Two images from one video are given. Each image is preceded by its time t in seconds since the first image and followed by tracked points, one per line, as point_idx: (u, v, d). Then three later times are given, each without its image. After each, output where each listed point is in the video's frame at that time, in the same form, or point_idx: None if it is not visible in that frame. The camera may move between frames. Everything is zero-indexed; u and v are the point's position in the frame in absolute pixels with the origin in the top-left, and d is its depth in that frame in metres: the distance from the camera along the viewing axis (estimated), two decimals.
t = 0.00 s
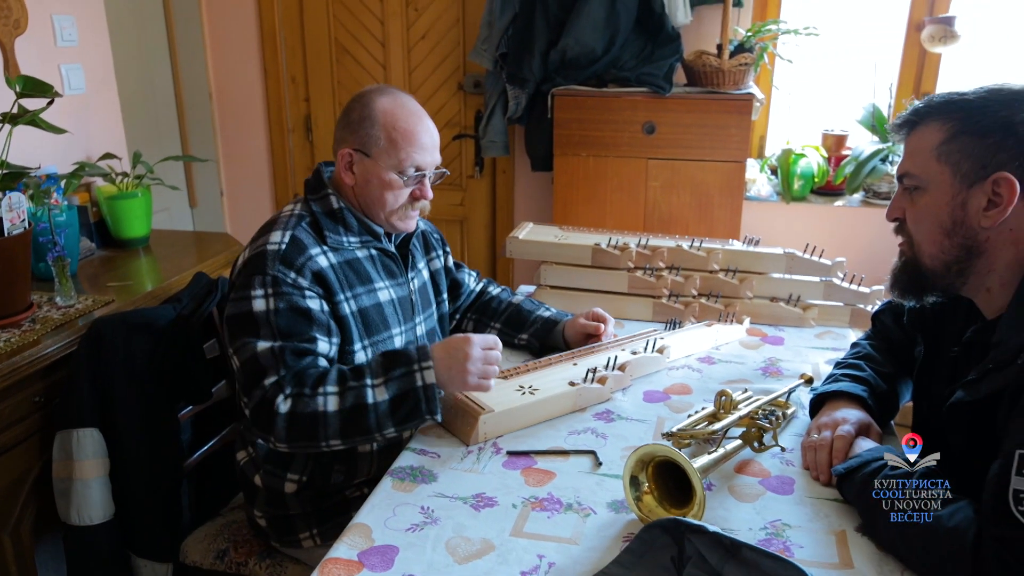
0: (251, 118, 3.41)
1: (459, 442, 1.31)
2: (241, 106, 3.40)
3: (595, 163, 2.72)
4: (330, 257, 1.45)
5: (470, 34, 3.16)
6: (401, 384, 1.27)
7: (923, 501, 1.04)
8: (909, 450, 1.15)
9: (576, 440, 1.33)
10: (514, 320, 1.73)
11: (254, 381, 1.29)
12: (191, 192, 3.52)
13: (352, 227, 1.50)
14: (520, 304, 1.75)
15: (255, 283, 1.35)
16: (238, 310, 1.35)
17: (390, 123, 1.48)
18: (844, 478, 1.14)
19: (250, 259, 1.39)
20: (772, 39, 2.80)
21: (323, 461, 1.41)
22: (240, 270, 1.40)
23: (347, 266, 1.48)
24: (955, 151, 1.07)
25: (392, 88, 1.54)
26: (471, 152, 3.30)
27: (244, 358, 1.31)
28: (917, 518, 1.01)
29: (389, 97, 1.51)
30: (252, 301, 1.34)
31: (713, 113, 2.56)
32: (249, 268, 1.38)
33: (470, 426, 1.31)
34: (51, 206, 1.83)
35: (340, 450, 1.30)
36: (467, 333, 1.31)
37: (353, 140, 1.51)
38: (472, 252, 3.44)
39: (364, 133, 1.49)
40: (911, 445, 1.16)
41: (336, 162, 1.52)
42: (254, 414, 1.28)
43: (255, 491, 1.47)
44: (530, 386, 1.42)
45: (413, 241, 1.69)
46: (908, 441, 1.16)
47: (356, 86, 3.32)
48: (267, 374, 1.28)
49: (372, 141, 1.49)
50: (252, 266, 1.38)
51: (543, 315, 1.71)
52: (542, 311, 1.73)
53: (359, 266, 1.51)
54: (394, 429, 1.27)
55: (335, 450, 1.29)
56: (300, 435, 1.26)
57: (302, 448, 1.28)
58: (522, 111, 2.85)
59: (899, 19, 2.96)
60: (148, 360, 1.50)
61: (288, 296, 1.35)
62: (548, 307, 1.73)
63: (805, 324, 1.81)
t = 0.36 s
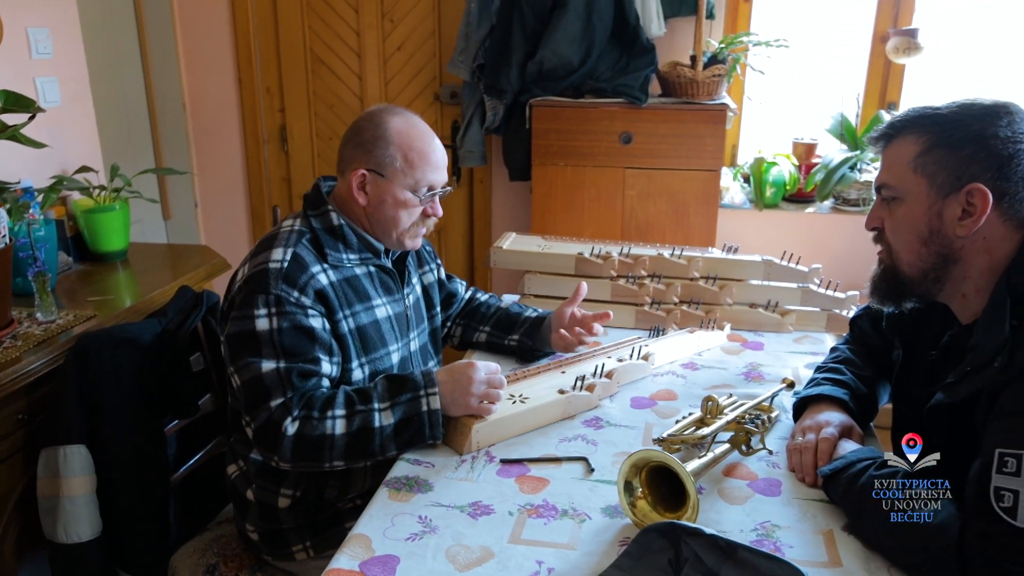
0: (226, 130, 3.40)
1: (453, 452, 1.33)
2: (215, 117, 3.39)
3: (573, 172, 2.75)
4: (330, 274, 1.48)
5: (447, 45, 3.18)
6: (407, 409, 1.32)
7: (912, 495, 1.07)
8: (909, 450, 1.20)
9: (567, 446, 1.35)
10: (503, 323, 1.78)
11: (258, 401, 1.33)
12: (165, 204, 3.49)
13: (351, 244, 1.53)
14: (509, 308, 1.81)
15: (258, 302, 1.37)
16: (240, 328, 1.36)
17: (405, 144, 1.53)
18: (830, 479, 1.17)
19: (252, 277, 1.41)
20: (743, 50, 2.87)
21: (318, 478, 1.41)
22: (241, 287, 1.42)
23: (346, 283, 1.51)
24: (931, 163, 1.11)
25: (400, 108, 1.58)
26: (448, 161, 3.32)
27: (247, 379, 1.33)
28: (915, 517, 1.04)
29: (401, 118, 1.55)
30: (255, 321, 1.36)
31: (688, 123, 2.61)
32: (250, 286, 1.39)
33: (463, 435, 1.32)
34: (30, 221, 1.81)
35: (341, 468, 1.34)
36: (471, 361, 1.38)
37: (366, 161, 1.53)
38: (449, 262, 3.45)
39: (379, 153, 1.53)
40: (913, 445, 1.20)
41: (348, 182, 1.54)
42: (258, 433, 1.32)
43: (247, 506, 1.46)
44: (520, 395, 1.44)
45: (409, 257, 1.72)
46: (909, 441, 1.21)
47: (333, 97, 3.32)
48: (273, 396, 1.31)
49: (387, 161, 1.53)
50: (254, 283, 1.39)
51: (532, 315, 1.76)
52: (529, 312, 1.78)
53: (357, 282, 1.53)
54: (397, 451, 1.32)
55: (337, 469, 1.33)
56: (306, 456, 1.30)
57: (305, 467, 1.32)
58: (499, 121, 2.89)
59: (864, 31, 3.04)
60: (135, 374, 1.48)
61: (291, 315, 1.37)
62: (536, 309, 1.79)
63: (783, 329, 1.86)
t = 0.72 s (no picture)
0: (183, 131, 3.35)
1: (432, 447, 1.33)
2: (171, 117, 3.33)
3: (537, 170, 2.77)
4: (307, 273, 1.48)
5: (408, 44, 3.18)
6: (387, 406, 1.32)
7: (881, 474, 1.10)
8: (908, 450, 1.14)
9: (545, 438, 1.37)
10: (476, 319, 1.80)
11: (235, 401, 1.31)
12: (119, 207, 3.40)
13: (328, 242, 1.53)
14: (480, 303, 1.82)
15: (236, 300, 1.36)
16: (217, 327, 1.35)
17: (388, 138, 1.56)
18: (802, 461, 1.20)
19: (228, 275, 1.39)
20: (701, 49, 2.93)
21: (291, 482, 1.38)
22: (217, 286, 1.40)
23: (324, 282, 1.51)
24: (892, 156, 1.16)
25: (379, 104, 1.61)
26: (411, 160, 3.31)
27: (225, 378, 1.32)
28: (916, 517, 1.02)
29: (380, 113, 1.58)
30: (232, 319, 1.35)
31: (650, 121, 2.66)
32: (227, 283, 1.38)
33: (442, 430, 1.33)
34: None
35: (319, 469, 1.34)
36: (449, 358, 1.40)
37: (348, 155, 1.54)
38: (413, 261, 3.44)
39: (360, 148, 1.54)
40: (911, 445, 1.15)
41: (329, 177, 1.55)
42: (235, 433, 1.30)
43: (219, 512, 1.43)
44: (497, 389, 1.45)
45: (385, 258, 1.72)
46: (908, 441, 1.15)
47: (292, 97, 3.29)
48: (251, 397, 1.30)
49: (368, 156, 1.55)
50: (231, 281, 1.38)
51: (503, 311, 1.77)
52: (501, 308, 1.79)
53: (334, 282, 1.53)
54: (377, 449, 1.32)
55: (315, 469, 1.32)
56: (285, 456, 1.29)
57: (284, 468, 1.31)
58: (462, 120, 2.89)
59: (816, 30, 3.13)
60: (101, 378, 1.45)
61: (270, 313, 1.36)
62: (507, 304, 1.80)
63: (748, 321, 1.91)
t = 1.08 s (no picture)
0: (118, 133, 3.26)
1: (402, 441, 1.35)
2: (105, 119, 3.24)
3: (485, 168, 2.80)
4: (268, 269, 1.47)
5: (351, 44, 3.16)
6: (357, 402, 1.33)
7: (834, 448, 1.17)
8: (908, 450, 1.05)
9: (513, 429, 1.40)
10: (432, 319, 1.80)
11: (200, 400, 1.30)
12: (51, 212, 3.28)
13: (287, 239, 1.53)
14: (436, 303, 1.82)
15: (198, 298, 1.34)
16: (179, 325, 1.33)
17: (333, 133, 1.56)
18: (760, 440, 1.26)
19: (188, 273, 1.38)
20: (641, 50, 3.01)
21: (256, 480, 1.38)
22: (177, 284, 1.38)
23: (285, 279, 1.50)
24: (836, 149, 1.23)
25: (322, 98, 1.60)
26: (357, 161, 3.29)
27: (189, 376, 1.30)
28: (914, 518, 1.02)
29: (324, 107, 1.58)
30: (195, 316, 1.32)
31: (596, 119, 2.72)
32: (188, 280, 1.36)
33: (411, 424, 1.34)
34: None
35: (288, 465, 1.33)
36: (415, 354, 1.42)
37: (294, 153, 1.55)
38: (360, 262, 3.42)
39: (307, 144, 1.54)
40: (912, 444, 1.05)
41: (277, 177, 1.55)
42: (202, 432, 1.29)
43: (185, 515, 1.42)
44: (463, 382, 1.48)
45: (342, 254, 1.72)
46: (909, 440, 1.06)
47: (233, 97, 3.24)
48: (218, 394, 1.29)
49: (316, 152, 1.55)
50: (191, 280, 1.36)
51: (460, 310, 1.78)
52: (458, 306, 1.80)
53: (295, 278, 1.52)
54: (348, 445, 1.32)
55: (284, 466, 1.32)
56: (254, 453, 1.28)
57: (253, 465, 1.30)
58: (409, 120, 2.89)
59: (749, 32, 3.26)
60: (55, 385, 1.41)
61: (233, 310, 1.35)
62: (463, 303, 1.81)
63: (698, 311, 1.98)
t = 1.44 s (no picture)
0: (51, 129, 3.13)
1: (372, 431, 1.35)
2: (36, 115, 3.11)
3: (436, 161, 2.80)
4: (217, 264, 1.44)
5: (294, 37, 3.11)
6: (299, 402, 1.29)
7: (794, 422, 1.22)
8: (908, 451, 1.06)
9: (481, 416, 1.41)
10: (394, 311, 1.81)
11: (142, 398, 1.27)
12: None
13: (236, 233, 1.51)
14: (398, 294, 1.83)
15: (141, 296, 1.31)
16: (121, 324, 1.30)
17: (261, 127, 1.51)
18: (722, 418, 1.31)
19: (132, 272, 1.35)
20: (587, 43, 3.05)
21: (223, 470, 1.35)
22: (121, 284, 1.36)
23: (235, 272, 1.48)
24: (788, 136, 1.29)
25: (259, 91, 1.56)
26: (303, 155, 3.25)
27: (130, 375, 1.28)
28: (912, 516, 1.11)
29: (257, 100, 1.53)
30: (138, 314, 1.30)
31: (545, 111, 2.75)
32: (132, 279, 1.34)
33: (380, 414, 1.35)
34: None
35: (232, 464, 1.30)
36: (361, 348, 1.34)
37: (225, 146, 1.52)
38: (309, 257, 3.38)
39: (237, 137, 1.51)
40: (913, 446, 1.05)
41: (210, 170, 1.53)
42: (144, 429, 1.27)
43: (151, 509, 1.38)
44: (429, 372, 1.49)
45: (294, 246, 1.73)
46: (909, 441, 1.06)
47: (172, 91, 3.15)
48: (157, 392, 1.26)
49: (244, 145, 1.51)
50: (135, 278, 1.34)
51: (423, 302, 1.79)
52: (420, 299, 1.81)
53: (246, 271, 1.51)
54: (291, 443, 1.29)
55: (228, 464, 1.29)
56: (193, 452, 1.25)
57: (193, 463, 1.27)
58: (357, 114, 2.89)
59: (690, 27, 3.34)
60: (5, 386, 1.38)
61: (177, 307, 1.32)
62: (426, 296, 1.82)
63: (652, 297, 2.03)
